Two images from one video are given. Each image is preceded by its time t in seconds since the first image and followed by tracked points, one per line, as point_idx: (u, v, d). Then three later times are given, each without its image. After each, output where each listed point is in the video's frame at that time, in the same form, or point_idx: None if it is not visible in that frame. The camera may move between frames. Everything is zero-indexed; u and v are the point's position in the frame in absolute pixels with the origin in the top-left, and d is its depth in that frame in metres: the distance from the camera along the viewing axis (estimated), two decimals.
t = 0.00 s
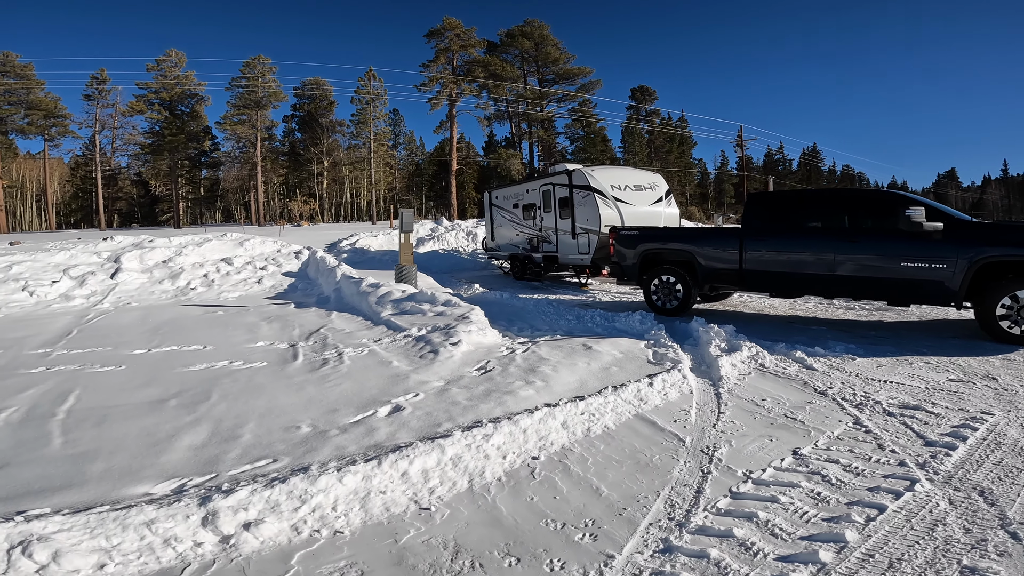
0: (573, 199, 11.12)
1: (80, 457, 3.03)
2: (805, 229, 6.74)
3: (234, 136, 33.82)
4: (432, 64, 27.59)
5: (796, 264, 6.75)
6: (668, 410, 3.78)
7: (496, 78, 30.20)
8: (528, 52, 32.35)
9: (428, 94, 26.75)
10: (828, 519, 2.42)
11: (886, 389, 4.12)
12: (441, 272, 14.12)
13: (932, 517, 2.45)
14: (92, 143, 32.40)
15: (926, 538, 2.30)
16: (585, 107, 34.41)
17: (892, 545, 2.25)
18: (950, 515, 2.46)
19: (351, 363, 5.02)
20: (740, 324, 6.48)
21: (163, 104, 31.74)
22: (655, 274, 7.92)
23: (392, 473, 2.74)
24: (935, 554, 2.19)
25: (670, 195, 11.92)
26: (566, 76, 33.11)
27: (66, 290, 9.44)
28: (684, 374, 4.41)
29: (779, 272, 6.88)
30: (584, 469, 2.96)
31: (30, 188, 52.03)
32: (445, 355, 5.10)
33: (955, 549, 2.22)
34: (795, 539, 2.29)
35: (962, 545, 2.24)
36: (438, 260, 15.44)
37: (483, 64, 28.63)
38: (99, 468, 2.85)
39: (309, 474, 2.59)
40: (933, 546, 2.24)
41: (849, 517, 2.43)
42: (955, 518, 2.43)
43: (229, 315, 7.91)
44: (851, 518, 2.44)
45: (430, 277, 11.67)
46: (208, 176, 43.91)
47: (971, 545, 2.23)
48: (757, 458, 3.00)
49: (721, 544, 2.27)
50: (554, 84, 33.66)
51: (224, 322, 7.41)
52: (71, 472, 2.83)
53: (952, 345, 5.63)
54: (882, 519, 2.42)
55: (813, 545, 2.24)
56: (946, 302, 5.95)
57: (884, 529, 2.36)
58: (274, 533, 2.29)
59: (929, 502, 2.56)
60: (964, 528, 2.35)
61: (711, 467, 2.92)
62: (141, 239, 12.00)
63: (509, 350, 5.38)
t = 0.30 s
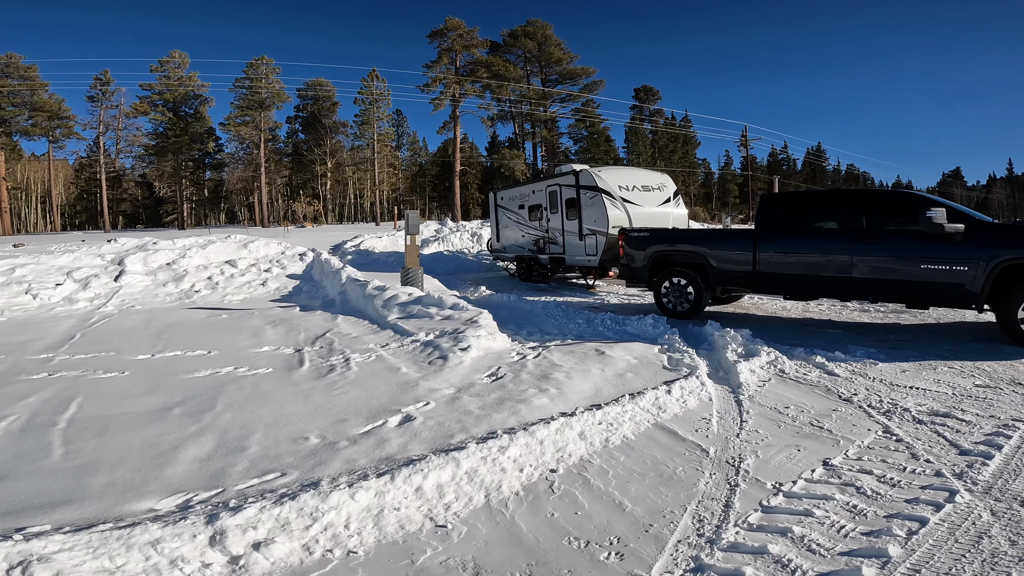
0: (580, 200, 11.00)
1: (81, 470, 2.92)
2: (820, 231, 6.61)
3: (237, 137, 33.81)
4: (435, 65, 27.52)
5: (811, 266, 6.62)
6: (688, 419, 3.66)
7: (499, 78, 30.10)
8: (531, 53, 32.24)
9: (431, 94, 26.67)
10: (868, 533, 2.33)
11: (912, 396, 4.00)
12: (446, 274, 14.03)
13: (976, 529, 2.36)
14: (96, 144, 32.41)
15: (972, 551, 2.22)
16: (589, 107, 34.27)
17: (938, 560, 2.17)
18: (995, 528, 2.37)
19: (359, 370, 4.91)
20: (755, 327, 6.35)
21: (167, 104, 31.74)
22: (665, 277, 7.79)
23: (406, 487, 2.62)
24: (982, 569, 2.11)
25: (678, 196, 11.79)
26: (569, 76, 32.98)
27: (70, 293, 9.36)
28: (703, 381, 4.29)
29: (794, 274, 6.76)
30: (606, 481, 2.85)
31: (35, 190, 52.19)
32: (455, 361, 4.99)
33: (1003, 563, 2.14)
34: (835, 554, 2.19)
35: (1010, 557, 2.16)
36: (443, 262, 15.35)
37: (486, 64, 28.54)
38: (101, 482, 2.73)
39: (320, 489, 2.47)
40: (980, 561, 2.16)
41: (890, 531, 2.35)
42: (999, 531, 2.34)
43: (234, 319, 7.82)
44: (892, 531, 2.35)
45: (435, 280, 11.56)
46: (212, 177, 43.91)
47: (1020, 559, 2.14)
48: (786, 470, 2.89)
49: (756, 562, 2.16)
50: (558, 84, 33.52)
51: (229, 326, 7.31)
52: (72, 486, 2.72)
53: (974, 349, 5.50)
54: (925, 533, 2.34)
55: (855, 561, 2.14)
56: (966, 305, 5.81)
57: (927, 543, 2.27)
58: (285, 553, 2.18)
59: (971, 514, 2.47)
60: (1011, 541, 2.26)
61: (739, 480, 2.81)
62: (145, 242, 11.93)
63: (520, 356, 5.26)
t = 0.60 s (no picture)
0: (587, 200, 10.91)
1: (87, 476, 2.84)
2: (834, 231, 6.51)
3: (241, 138, 33.81)
4: (438, 65, 27.46)
5: (825, 267, 6.52)
6: (707, 422, 3.57)
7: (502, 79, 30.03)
8: (534, 53, 32.16)
9: (434, 95, 26.62)
10: (907, 538, 2.27)
11: (936, 398, 3.90)
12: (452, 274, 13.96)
13: (1018, 533, 2.28)
14: (100, 145, 32.39)
15: (1016, 555, 2.16)
16: (592, 108, 34.16)
17: (982, 563, 2.10)
18: None
19: (368, 372, 4.83)
20: (768, 329, 6.25)
21: (170, 105, 31.77)
22: (675, 277, 7.70)
23: (423, 495, 2.54)
24: None
25: (685, 196, 11.69)
26: (572, 77, 32.89)
27: (73, 294, 9.30)
28: (720, 383, 4.19)
29: (807, 275, 6.66)
30: (629, 486, 2.76)
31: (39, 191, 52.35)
32: (465, 362, 4.91)
33: None
34: (875, 561, 2.12)
35: None
36: (448, 262, 15.29)
37: (489, 65, 28.49)
38: (107, 489, 2.65)
39: (335, 498, 2.39)
40: None
41: (929, 535, 2.28)
42: None
43: (239, 320, 7.74)
44: (932, 536, 2.28)
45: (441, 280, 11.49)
46: (215, 177, 43.91)
47: None
48: (815, 474, 2.81)
49: (792, 569, 2.08)
50: (560, 84, 33.42)
51: (234, 327, 7.23)
52: (77, 493, 2.64)
53: (993, 350, 5.39)
54: (966, 537, 2.27)
55: (897, 567, 2.08)
56: (984, 305, 5.70)
57: (969, 547, 2.20)
58: (300, 565, 2.09)
59: (1010, 518, 2.39)
60: None
61: (768, 485, 2.73)
62: (149, 242, 11.87)
63: (531, 357, 5.17)
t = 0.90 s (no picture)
0: (596, 200, 10.83)
1: (104, 483, 2.77)
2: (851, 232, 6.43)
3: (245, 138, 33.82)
4: (442, 65, 27.41)
5: (842, 269, 6.43)
6: (733, 426, 3.49)
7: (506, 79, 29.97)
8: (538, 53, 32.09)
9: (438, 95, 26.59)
10: (953, 541, 2.20)
11: (964, 401, 3.82)
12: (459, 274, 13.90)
13: None
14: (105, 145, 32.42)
15: None
16: (596, 108, 34.08)
17: None
18: None
19: (382, 375, 4.76)
20: (785, 331, 6.17)
21: (175, 105, 31.79)
22: (688, 278, 7.61)
23: (450, 503, 2.46)
24: None
25: (694, 196, 11.60)
26: (576, 77, 32.82)
27: (80, 294, 9.25)
28: (743, 387, 4.11)
29: (823, 276, 6.57)
30: (661, 491, 2.70)
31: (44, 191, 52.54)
32: (481, 365, 4.83)
33: None
34: (924, 566, 2.06)
35: None
36: (454, 262, 15.23)
37: (493, 65, 28.45)
38: (126, 497, 2.58)
39: (361, 507, 2.32)
40: None
41: (976, 539, 2.21)
42: None
43: (247, 321, 7.68)
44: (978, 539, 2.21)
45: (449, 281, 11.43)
46: (219, 177, 43.91)
47: None
48: (850, 479, 2.74)
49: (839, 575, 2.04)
50: (564, 84, 33.32)
51: (243, 328, 7.17)
52: (95, 501, 2.57)
53: (1016, 352, 5.30)
54: (1014, 540, 2.19)
55: (947, 571, 2.03)
56: (1006, 307, 5.60)
57: (1019, 550, 2.13)
58: None
59: None
60: None
61: (804, 490, 2.67)
62: (156, 242, 11.82)
63: (547, 360, 5.09)
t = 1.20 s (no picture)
0: (604, 202, 10.75)
1: (118, 492, 2.70)
2: (866, 234, 6.35)
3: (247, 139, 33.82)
4: (445, 66, 27.36)
5: (857, 271, 6.33)
6: (758, 432, 3.41)
7: (509, 79, 29.91)
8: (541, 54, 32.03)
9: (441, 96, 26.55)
10: (997, 547, 2.13)
11: (990, 406, 3.73)
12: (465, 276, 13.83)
13: None
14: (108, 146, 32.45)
15: None
16: (599, 108, 34.00)
17: None
18: None
19: (394, 379, 4.69)
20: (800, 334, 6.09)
21: (178, 106, 31.82)
22: (700, 281, 7.53)
23: (475, 514, 2.39)
24: None
25: (703, 197, 11.51)
26: (579, 77, 32.75)
27: (86, 296, 9.20)
28: (765, 391, 4.03)
29: (838, 279, 6.48)
30: (690, 499, 2.62)
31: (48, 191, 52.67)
32: (495, 370, 4.75)
33: None
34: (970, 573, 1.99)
35: None
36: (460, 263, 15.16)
37: (495, 65, 28.41)
38: (142, 508, 2.51)
39: (385, 519, 2.25)
40: None
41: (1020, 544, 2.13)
42: None
43: (254, 323, 7.62)
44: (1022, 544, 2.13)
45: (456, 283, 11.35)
46: (222, 178, 43.92)
47: None
48: (884, 485, 2.67)
49: None
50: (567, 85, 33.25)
51: (250, 330, 7.10)
52: (111, 512, 2.51)
53: None
54: None
55: None
56: None
57: None
58: None
59: None
60: None
61: (838, 497, 2.59)
62: (161, 243, 11.78)
63: (561, 364, 5.01)
